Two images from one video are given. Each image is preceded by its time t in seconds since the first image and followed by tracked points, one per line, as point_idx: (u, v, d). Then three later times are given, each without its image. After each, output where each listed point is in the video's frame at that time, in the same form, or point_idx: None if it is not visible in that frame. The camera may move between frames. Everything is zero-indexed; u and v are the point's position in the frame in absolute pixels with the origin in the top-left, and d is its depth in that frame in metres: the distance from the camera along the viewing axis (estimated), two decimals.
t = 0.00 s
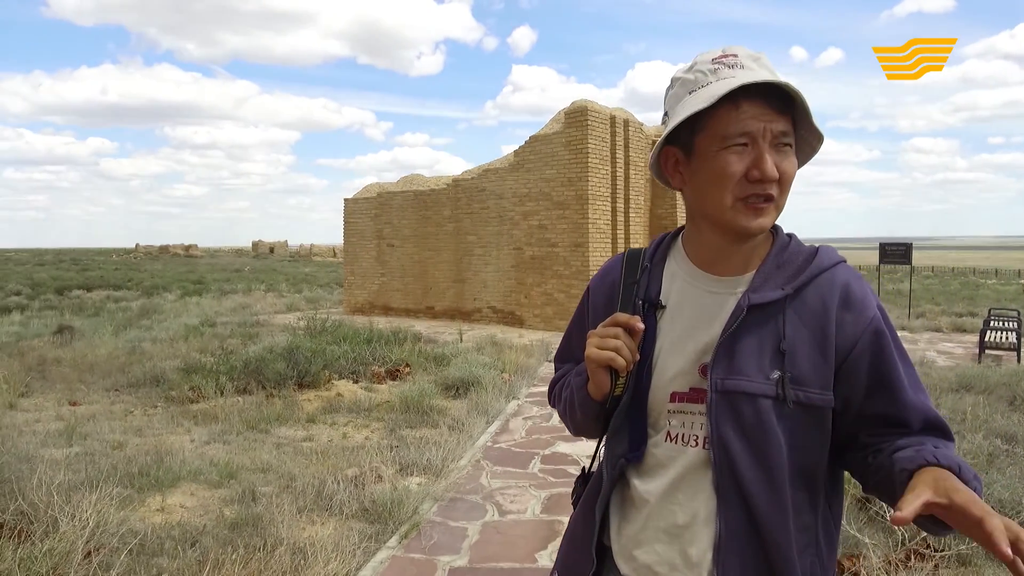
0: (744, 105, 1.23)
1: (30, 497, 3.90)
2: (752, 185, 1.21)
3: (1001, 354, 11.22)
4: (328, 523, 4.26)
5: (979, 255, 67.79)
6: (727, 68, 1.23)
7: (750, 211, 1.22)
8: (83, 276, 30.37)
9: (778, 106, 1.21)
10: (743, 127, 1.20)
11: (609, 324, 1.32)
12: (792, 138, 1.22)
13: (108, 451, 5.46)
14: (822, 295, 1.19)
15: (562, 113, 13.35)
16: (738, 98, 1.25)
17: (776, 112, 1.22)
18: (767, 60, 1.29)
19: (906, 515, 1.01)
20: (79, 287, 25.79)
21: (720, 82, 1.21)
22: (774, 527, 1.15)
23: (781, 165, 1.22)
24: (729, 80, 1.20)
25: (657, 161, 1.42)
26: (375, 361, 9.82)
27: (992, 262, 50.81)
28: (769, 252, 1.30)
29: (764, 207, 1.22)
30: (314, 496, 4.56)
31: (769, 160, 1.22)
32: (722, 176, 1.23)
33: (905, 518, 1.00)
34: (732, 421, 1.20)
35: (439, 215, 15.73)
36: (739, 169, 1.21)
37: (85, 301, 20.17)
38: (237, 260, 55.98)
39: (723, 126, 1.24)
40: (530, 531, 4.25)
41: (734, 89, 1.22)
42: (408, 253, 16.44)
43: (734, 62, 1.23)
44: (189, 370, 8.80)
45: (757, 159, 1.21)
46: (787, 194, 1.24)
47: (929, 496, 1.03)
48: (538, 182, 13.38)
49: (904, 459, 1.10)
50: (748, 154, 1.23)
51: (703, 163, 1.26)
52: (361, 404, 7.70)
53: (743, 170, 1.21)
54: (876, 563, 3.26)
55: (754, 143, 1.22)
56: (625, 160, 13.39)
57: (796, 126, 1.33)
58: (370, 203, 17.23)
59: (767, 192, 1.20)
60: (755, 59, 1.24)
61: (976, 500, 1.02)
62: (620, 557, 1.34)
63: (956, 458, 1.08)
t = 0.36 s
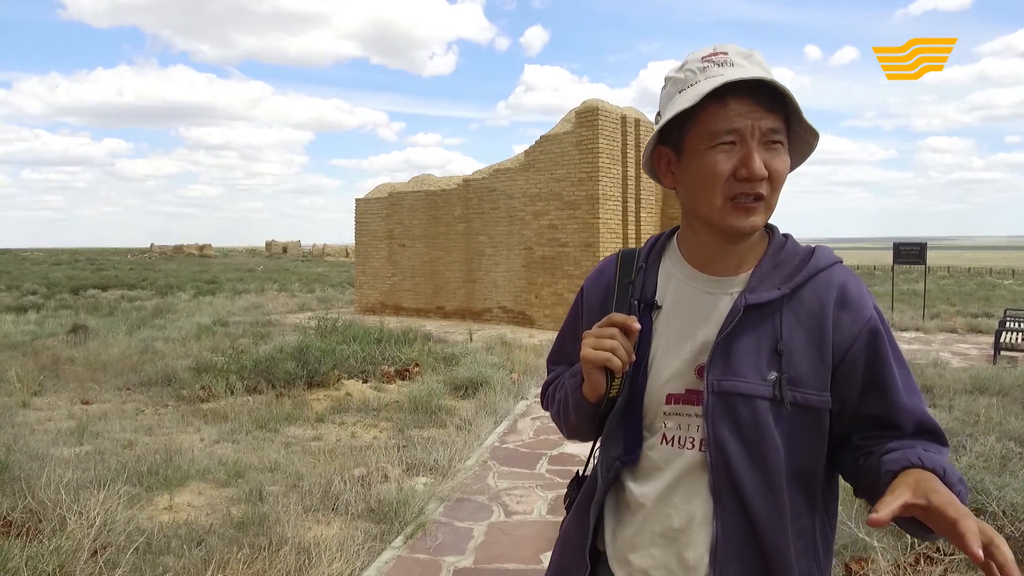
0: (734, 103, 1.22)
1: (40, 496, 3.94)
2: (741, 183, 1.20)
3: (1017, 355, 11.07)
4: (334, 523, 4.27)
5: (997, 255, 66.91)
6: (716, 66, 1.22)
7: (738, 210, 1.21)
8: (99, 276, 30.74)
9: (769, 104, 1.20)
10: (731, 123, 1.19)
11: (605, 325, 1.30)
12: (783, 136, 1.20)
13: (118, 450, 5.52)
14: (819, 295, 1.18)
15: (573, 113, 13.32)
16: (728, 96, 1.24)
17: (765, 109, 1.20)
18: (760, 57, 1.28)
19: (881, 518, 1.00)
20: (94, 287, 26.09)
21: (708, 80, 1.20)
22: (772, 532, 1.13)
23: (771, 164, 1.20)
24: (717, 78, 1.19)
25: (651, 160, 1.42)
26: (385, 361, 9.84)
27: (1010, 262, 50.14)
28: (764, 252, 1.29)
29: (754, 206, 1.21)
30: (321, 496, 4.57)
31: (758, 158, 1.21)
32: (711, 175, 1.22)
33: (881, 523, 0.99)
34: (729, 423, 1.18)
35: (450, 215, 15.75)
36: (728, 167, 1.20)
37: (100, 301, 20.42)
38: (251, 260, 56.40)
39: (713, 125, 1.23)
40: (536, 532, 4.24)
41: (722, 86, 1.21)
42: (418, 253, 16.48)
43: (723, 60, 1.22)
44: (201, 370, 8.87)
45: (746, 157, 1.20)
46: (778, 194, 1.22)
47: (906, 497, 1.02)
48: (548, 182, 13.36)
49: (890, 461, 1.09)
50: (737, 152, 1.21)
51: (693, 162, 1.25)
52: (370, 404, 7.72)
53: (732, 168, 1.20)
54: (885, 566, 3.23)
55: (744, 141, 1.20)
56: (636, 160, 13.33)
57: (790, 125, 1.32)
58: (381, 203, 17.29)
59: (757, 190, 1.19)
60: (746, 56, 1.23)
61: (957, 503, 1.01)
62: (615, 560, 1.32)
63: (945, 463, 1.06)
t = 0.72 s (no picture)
0: (712, 105, 1.24)
1: (50, 494, 4.00)
2: (715, 184, 1.21)
3: None
4: (341, 523, 4.29)
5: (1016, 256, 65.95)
6: (695, 71, 1.25)
7: (714, 210, 1.22)
8: (116, 276, 31.12)
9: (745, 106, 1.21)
10: (704, 126, 1.22)
11: (596, 325, 1.30)
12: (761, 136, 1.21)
13: (130, 449, 5.58)
14: (811, 297, 1.18)
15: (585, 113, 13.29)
16: (707, 100, 1.26)
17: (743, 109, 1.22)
18: (748, 62, 1.29)
19: (796, 508, 1.01)
20: (110, 286, 26.39)
21: (683, 84, 1.23)
22: (757, 536, 1.13)
23: (746, 164, 1.21)
24: (691, 82, 1.22)
25: (643, 167, 1.44)
26: (395, 361, 9.88)
27: None
28: (753, 254, 1.28)
29: (729, 206, 1.22)
30: (329, 495, 4.60)
31: (735, 159, 1.22)
32: (687, 176, 1.24)
33: (796, 511, 1.00)
34: (717, 425, 1.18)
35: (461, 215, 15.77)
36: (702, 169, 1.22)
37: (116, 301, 20.67)
38: (265, 260, 56.89)
39: (691, 128, 1.26)
40: (543, 533, 4.23)
41: (699, 89, 1.23)
42: (430, 253, 16.52)
43: (704, 64, 1.24)
44: (213, 369, 8.95)
45: (720, 157, 1.21)
46: (757, 194, 1.22)
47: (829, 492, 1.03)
48: (560, 182, 13.35)
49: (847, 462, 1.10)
50: (713, 153, 1.23)
51: (673, 165, 1.28)
52: (380, 404, 7.75)
53: (706, 169, 1.22)
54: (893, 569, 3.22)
55: (719, 143, 1.22)
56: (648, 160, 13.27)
57: (783, 127, 1.31)
58: (393, 204, 17.36)
59: (730, 190, 1.20)
60: (729, 60, 1.25)
61: (881, 500, 0.99)
62: (606, 562, 1.31)
63: (892, 460, 1.06)
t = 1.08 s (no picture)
0: (706, 108, 1.25)
1: (63, 493, 4.07)
2: (707, 186, 1.22)
3: None
4: (350, 523, 4.32)
5: None
6: (690, 74, 1.26)
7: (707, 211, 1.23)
8: (135, 275, 31.53)
9: (737, 108, 1.22)
10: (697, 128, 1.22)
11: (591, 327, 1.30)
12: (754, 138, 1.21)
13: (144, 448, 5.66)
14: (803, 303, 1.20)
15: (598, 113, 13.26)
16: (700, 103, 1.27)
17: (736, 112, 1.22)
18: (744, 64, 1.29)
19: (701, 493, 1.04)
20: (128, 286, 26.72)
21: (677, 87, 1.24)
22: (746, 540, 1.15)
23: (739, 166, 1.22)
24: (684, 85, 1.23)
25: (643, 172, 1.45)
26: (408, 361, 9.92)
27: None
28: (750, 257, 1.30)
29: (721, 209, 1.23)
30: (339, 495, 4.63)
31: (727, 161, 1.22)
32: (681, 179, 1.25)
33: (701, 496, 1.03)
34: (709, 430, 1.21)
35: (475, 215, 15.79)
36: (694, 171, 1.23)
37: (134, 300, 20.95)
38: (281, 259, 57.34)
39: (685, 131, 1.27)
40: (552, 535, 4.22)
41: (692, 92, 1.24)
42: (444, 253, 16.55)
43: (699, 67, 1.25)
44: (228, 368, 9.04)
45: (712, 160, 1.22)
46: (750, 196, 1.23)
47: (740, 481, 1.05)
48: (573, 182, 13.32)
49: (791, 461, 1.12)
50: (706, 155, 1.24)
51: (667, 168, 1.29)
52: (392, 404, 7.78)
53: (698, 171, 1.23)
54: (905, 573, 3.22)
55: (711, 145, 1.23)
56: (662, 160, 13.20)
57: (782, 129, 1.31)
58: (407, 204, 17.43)
59: (721, 191, 1.20)
60: (724, 63, 1.25)
61: (778, 496, 0.99)
62: (600, 566, 1.32)
63: (819, 464, 1.06)
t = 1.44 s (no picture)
0: (712, 109, 1.25)
1: (88, 488, 4.19)
2: (711, 187, 1.23)
3: None
4: (369, 521, 4.36)
5: None
6: (696, 73, 1.26)
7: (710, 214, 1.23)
8: (165, 275, 32.16)
9: (741, 109, 1.22)
10: (702, 128, 1.23)
11: (596, 328, 1.32)
12: (759, 140, 1.22)
13: (169, 444, 5.78)
14: (811, 303, 1.19)
15: (621, 112, 13.18)
16: (706, 103, 1.27)
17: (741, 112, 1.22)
18: (752, 64, 1.29)
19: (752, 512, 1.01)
20: (158, 285, 27.30)
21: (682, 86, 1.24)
22: (750, 542, 1.15)
23: (744, 167, 1.22)
24: (689, 85, 1.23)
25: (649, 171, 1.45)
26: (429, 360, 9.97)
27: None
28: (756, 258, 1.29)
29: (726, 210, 1.23)
30: (358, 493, 4.67)
31: (732, 162, 1.23)
32: (686, 180, 1.25)
33: (752, 515, 1.00)
34: (713, 432, 1.21)
35: (497, 215, 15.82)
36: (699, 172, 1.24)
37: (163, 299, 21.39)
38: (307, 259, 58.07)
39: (690, 131, 1.28)
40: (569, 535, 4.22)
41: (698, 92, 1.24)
42: (466, 253, 16.61)
43: (704, 67, 1.25)
44: (252, 367, 9.18)
45: (716, 161, 1.22)
46: (755, 198, 1.23)
47: (787, 496, 1.03)
48: (595, 182, 13.28)
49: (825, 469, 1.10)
50: (710, 156, 1.24)
51: (672, 169, 1.29)
52: (413, 403, 7.84)
53: (702, 173, 1.23)
54: None
55: (716, 147, 1.23)
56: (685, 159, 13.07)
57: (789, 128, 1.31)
58: (430, 205, 17.53)
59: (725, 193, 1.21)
60: (731, 62, 1.25)
61: (838, 506, 0.98)
62: (605, 566, 1.33)
63: (860, 466, 1.05)
